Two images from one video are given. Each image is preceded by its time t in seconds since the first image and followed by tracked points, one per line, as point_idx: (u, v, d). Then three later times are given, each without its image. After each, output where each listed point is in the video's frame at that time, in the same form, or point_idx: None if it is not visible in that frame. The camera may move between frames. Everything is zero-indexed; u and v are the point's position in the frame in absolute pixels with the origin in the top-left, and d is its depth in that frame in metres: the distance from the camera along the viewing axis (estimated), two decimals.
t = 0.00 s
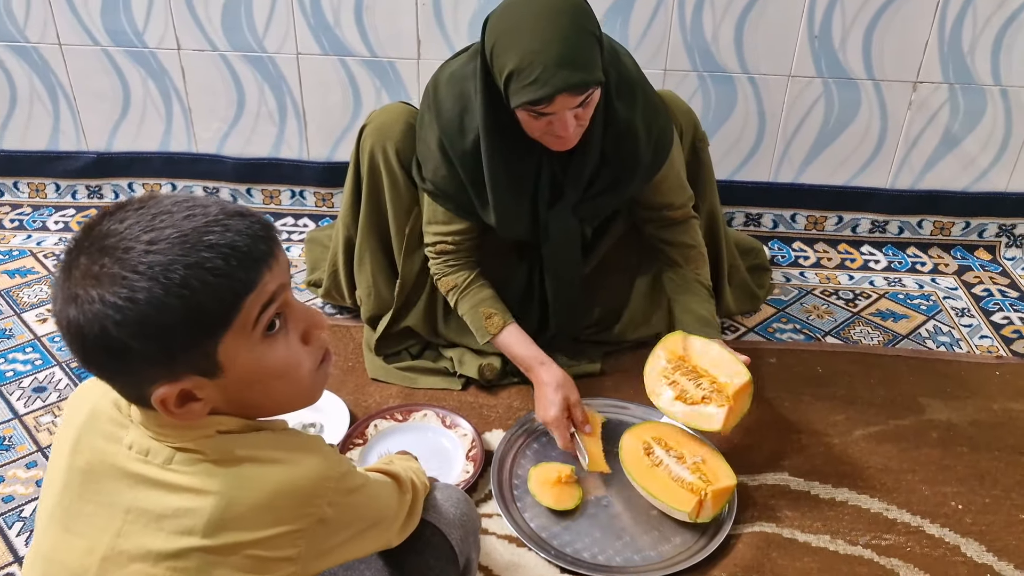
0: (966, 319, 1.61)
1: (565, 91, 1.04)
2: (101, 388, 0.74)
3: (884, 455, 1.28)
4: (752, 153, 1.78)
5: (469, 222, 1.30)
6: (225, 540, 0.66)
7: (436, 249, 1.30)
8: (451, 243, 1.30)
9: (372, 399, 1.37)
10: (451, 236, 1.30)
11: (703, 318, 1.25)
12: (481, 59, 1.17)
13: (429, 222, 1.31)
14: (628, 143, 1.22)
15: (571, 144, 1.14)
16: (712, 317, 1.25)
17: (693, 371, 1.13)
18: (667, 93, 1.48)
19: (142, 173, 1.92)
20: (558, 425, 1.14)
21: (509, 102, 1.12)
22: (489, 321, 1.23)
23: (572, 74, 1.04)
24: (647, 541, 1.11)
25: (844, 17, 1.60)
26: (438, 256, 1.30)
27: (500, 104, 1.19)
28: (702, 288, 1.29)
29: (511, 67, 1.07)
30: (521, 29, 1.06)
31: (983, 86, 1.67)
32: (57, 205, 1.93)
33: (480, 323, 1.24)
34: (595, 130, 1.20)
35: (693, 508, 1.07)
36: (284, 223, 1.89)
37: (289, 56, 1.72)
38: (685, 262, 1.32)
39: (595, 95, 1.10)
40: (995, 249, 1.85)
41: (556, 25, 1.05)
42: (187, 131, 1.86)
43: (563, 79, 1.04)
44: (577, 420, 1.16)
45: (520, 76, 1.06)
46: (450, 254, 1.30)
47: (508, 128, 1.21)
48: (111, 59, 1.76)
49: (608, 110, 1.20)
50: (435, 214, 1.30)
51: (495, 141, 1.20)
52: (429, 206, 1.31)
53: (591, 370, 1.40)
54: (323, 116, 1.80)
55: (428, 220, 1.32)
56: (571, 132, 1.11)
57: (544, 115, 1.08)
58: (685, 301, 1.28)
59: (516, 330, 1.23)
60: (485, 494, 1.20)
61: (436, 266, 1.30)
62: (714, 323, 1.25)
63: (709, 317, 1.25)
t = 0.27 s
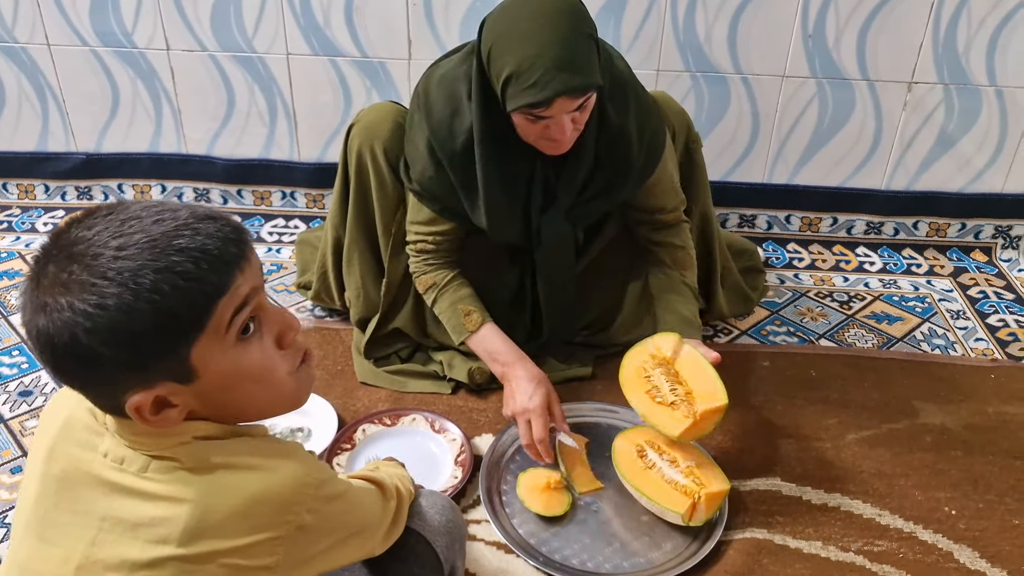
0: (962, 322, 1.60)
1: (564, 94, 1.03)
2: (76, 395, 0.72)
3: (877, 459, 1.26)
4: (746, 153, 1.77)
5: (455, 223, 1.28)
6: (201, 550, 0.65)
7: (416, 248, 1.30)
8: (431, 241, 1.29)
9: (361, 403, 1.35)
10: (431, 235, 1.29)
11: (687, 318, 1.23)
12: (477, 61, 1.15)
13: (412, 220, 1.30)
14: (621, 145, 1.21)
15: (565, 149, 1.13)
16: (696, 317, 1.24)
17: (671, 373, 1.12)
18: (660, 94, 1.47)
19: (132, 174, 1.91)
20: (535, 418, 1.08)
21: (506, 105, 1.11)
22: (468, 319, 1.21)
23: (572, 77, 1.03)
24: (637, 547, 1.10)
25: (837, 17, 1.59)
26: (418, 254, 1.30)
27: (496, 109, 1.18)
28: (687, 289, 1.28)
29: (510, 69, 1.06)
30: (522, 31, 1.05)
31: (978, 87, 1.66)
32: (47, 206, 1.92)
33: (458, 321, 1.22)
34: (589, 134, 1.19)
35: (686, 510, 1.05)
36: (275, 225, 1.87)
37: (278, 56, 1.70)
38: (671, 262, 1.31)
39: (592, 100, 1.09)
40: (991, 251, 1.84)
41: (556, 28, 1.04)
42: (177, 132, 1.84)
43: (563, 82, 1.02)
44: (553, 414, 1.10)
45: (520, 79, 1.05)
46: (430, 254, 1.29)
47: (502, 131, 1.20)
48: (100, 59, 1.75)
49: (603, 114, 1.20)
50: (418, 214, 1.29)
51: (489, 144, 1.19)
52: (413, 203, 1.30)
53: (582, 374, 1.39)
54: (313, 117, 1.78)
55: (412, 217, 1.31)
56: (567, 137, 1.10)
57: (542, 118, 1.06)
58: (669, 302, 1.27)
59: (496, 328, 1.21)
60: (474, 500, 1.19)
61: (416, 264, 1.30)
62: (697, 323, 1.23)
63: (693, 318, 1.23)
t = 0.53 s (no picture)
0: (954, 326, 1.60)
1: (553, 86, 1.02)
2: (47, 404, 0.71)
3: (866, 465, 1.26)
4: (739, 156, 1.76)
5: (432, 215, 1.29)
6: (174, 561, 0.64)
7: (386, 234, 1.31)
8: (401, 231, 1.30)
9: (348, 407, 1.35)
10: (399, 223, 1.29)
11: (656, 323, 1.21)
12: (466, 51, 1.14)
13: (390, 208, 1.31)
14: (605, 147, 1.21)
15: (551, 144, 1.13)
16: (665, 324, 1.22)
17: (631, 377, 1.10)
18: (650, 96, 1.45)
19: (122, 176, 1.90)
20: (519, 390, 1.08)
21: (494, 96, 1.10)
22: (428, 299, 1.21)
23: (563, 69, 1.02)
24: (624, 554, 1.09)
25: (829, 20, 1.58)
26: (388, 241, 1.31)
27: (483, 103, 1.17)
28: (660, 295, 1.26)
29: (500, 58, 1.05)
30: (514, 21, 1.04)
31: (971, 89, 1.65)
32: (36, 207, 1.91)
33: (419, 303, 1.21)
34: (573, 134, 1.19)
35: (671, 519, 1.04)
36: (265, 226, 1.86)
37: (268, 57, 1.69)
38: (646, 264, 1.29)
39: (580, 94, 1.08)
40: (984, 254, 1.83)
41: (549, 19, 1.03)
42: (166, 133, 1.83)
43: (553, 73, 1.01)
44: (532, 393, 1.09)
45: (510, 68, 1.04)
46: (398, 241, 1.30)
47: (488, 126, 1.19)
48: (88, 59, 1.74)
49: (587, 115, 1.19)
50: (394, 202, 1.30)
51: (474, 138, 1.18)
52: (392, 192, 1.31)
53: (571, 378, 1.38)
54: (303, 118, 1.77)
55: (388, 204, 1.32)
56: (553, 130, 1.09)
57: (530, 109, 1.05)
58: (640, 308, 1.25)
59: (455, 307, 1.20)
60: (460, 506, 1.18)
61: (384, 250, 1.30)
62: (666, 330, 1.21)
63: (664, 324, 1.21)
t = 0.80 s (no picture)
0: (953, 337, 1.58)
1: (546, 71, 1.02)
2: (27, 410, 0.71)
3: (860, 477, 1.25)
4: (740, 161, 1.75)
5: (427, 208, 1.28)
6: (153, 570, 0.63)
7: (384, 229, 1.29)
8: (398, 226, 1.28)
9: (341, 410, 1.34)
10: (396, 217, 1.28)
11: (643, 318, 1.21)
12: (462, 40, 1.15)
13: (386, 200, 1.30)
14: (598, 139, 1.21)
15: (543, 135, 1.12)
16: (653, 319, 1.21)
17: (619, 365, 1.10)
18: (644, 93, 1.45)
19: (121, 173, 1.90)
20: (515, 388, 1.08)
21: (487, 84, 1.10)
22: (426, 296, 1.20)
23: (555, 55, 1.02)
24: (613, 563, 1.08)
25: (832, 27, 1.57)
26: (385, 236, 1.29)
27: (479, 93, 1.17)
28: (648, 289, 1.26)
29: (494, 43, 1.05)
30: (509, 7, 1.04)
31: (975, 98, 1.64)
32: (35, 203, 1.91)
33: (415, 299, 1.21)
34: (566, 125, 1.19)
35: (660, 530, 1.04)
36: (264, 226, 1.86)
37: (268, 56, 1.69)
38: (636, 257, 1.28)
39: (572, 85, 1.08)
40: (986, 265, 1.81)
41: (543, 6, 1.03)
42: (166, 130, 1.83)
43: (546, 59, 1.02)
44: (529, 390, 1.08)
45: (503, 53, 1.04)
46: (395, 235, 1.29)
47: (484, 116, 1.19)
48: (88, 56, 1.73)
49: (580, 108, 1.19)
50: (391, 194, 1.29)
51: (470, 128, 1.18)
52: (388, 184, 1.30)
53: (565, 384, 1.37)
54: (303, 117, 1.77)
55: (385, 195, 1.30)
56: (545, 121, 1.08)
57: (522, 97, 1.05)
58: (626, 303, 1.24)
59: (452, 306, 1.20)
60: (451, 512, 1.18)
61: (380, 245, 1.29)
62: (652, 324, 1.21)
63: (649, 319, 1.21)
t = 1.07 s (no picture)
0: (959, 358, 1.57)
1: (559, 51, 1.02)
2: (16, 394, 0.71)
3: (857, 495, 1.24)
4: (751, 170, 1.74)
5: (441, 195, 1.26)
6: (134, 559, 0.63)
7: (397, 216, 1.27)
8: (413, 213, 1.26)
9: (338, 404, 1.34)
10: (412, 204, 1.26)
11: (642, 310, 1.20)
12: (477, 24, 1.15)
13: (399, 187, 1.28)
14: (610, 128, 1.21)
15: (556, 121, 1.11)
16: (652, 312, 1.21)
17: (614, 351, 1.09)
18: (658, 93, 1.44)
19: (132, 156, 1.90)
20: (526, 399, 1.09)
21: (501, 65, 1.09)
22: (437, 290, 1.18)
23: (569, 36, 1.02)
24: (602, 570, 1.08)
25: (851, 40, 1.56)
26: (398, 223, 1.27)
27: (493, 77, 1.17)
28: (649, 282, 1.24)
29: (509, 23, 1.05)
30: None
31: (992, 117, 1.62)
32: (46, 183, 1.92)
33: (425, 292, 1.19)
34: (578, 112, 1.18)
35: (650, 540, 1.03)
36: (272, 215, 1.86)
37: (283, 46, 1.69)
38: (639, 249, 1.27)
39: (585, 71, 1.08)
40: (997, 285, 1.79)
41: None
42: (179, 115, 1.84)
43: (561, 39, 1.02)
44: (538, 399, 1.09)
45: (518, 32, 1.04)
46: (410, 224, 1.27)
47: (496, 100, 1.19)
48: (104, 38, 1.74)
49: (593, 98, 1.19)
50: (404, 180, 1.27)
51: (483, 111, 1.18)
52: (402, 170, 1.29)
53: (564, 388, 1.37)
54: (315, 108, 1.77)
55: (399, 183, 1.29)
56: (557, 105, 1.08)
57: (534, 78, 1.05)
58: (626, 295, 1.23)
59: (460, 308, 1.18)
60: (442, 511, 1.17)
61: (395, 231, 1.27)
62: (651, 316, 1.20)
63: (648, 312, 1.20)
